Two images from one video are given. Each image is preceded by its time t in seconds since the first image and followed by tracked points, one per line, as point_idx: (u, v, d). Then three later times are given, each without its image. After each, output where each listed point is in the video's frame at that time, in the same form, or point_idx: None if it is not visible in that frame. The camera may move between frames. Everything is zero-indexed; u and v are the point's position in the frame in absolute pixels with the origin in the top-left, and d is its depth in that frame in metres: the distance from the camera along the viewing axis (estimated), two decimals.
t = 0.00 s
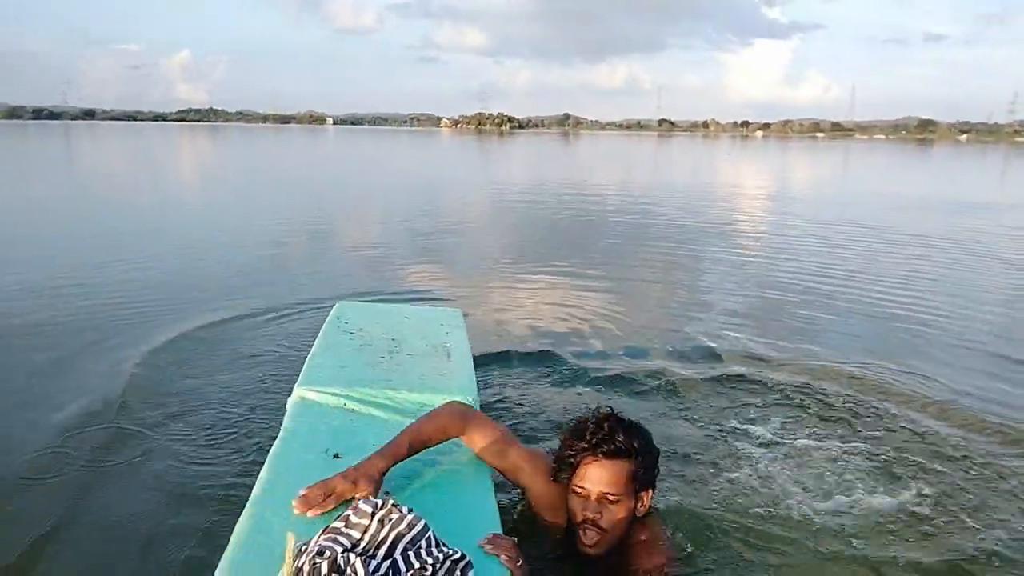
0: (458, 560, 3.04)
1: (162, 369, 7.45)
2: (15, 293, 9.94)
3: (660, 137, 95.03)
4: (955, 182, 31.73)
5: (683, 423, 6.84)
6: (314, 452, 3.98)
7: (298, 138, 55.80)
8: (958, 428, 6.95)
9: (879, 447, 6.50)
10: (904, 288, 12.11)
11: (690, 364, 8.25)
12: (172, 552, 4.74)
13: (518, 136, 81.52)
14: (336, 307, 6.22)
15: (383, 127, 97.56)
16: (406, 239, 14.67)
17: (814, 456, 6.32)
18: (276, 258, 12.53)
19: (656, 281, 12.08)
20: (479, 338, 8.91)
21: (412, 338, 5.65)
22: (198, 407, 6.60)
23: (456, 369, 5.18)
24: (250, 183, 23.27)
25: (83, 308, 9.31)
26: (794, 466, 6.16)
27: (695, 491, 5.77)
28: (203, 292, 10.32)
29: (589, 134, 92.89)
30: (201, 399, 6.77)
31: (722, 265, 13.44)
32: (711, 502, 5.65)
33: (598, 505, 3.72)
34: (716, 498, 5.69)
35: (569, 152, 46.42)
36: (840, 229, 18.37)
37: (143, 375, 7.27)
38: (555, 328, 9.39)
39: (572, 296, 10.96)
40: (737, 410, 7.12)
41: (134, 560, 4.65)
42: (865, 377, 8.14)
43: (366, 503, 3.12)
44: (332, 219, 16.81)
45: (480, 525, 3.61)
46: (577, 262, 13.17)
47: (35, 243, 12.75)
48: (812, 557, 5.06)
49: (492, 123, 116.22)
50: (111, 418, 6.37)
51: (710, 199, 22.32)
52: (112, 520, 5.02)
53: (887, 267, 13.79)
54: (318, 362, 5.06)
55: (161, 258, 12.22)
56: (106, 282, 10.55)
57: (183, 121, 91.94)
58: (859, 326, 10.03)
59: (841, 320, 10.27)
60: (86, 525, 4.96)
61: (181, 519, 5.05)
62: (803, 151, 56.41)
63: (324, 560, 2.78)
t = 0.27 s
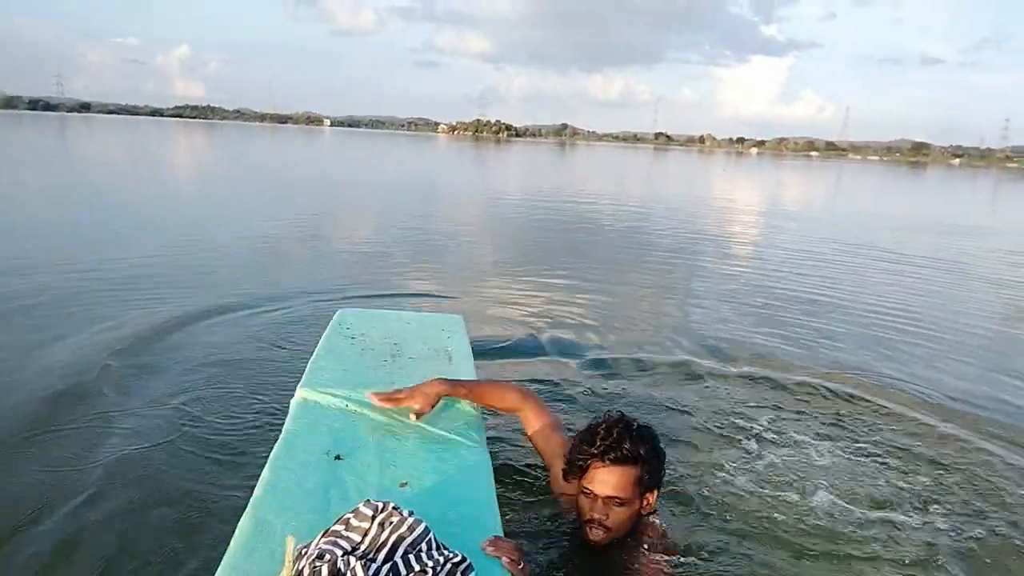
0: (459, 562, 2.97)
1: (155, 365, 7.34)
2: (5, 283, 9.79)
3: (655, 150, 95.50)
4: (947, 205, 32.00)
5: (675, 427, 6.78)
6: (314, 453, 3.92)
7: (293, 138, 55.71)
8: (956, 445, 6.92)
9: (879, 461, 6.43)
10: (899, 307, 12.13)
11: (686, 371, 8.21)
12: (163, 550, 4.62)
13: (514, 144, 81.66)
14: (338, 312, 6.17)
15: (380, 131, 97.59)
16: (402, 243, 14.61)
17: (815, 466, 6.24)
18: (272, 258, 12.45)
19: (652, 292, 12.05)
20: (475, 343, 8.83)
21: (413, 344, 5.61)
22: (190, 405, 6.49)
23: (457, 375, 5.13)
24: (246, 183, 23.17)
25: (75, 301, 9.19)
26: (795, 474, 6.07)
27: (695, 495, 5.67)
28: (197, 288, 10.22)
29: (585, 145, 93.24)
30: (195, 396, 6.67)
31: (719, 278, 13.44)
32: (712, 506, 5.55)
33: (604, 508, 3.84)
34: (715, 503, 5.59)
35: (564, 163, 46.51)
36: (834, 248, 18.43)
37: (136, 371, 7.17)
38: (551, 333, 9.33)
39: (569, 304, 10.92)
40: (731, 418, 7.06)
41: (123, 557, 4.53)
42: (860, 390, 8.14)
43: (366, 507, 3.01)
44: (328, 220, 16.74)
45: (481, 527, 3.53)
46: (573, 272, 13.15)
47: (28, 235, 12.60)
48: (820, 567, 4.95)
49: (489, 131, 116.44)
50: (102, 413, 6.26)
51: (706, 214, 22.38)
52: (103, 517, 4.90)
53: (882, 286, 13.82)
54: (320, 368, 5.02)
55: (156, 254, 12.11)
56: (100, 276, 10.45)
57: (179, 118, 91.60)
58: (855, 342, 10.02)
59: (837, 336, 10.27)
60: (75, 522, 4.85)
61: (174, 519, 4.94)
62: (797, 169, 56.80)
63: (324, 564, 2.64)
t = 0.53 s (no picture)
0: (460, 563, 2.93)
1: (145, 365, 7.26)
2: None
3: (644, 172, 96.33)
4: (930, 234, 32.49)
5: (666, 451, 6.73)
6: (315, 458, 3.82)
7: (284, 149, 55.70)
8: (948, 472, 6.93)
9: (875, 491, 6.36)
10: (886, 330, 12.24)
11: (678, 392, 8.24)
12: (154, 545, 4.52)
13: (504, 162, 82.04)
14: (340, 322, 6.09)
15: (371, 145, 97.76)
16: (393, 256, 14.60)
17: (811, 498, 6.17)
18: (263, 267, 12.40)
19: (642, 312, 12.11)
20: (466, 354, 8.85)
21: (414, 354, 5.50)
22: (181, 405, 6.42)
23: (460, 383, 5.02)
24: (236, 191, 23.11)
25: (63, 302, 9.10)
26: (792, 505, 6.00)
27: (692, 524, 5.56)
28: (188, 294, 10.15)
29: (575, 165, 93.96)
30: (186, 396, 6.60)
31: (708, 298, 13.52)
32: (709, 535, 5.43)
33: (609, 493, 4.33)
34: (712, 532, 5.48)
35: (554, 182, 46.78)
36: (821, 272, 18.61)
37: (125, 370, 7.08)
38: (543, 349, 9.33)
39: (560, 321, 10.95)
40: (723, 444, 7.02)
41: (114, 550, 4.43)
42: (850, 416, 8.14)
43: (366, 509, 2.98)
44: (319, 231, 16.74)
45: (485, 531, 3.41)
46: (563, 288, 13.19)
47: (16, 236, 12.52)
48: None
49: (479, 147, 117.05)
50: (92, 410, 6.17)
51: (694, 236, 22.61)
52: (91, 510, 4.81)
53: (868, 309, 13.95)
54: (322, 374, 4.92)
55: (146, 260, 12.03)
56: (90, 279, 10.35)
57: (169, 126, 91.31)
58: (843, 365, 10.09)
59: (826, 358, 10.33)
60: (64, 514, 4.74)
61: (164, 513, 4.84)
62: (784, 195, 57.54)
63: (325, 565, 2.62)
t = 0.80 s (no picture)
0: (463, 559, 2.91)
1: (130, 364, 7.17)
2: None
3: (627, 179, 96.88)
4: (908, 247, 33.01)
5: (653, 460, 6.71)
6: (317, 456, 3.79)
7: (264, 146, 55.21)
8: (927, 488, 7.03)
9: (860, 497, 6.55)
10: (865, 340, 12.39)
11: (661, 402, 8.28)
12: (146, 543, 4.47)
13: (485, 165, 81.99)
14: (339, 323, 6.05)
15: (352, 145, 97.19)
16: (380, 257, 14.61)
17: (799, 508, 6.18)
18: (246, 267, 12.28)
19: (626, 319, 12.16)
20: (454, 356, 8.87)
21: (414, 357, 5.47)
22: (169, 405, 6.35)
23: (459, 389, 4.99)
24: (221, 189, 22.99)
25: (43, 300, 8.95)
26: (781, 515, 5.99)
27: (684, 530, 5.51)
28: (170, 293, 10.02)
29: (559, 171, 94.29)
30: (173, 397, 6.52)
31: (690, 305, 13.59)
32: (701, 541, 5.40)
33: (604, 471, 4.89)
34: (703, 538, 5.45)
35: (536, 186, 46.83)
36: (800, 282, 18.81)
37: (110, 369, 6.98)
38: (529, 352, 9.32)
39: (545, 324, 10.95)
40: (709, 456, 7.02)
41: (105, 549, 4.37)
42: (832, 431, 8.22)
43: (368, 506, 2.98)
44: (306, 231, 16.70)
45: (487, 529, 3.39)
46: (547, 293, 13.20)
47: None
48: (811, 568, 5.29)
49: (464, 150, 117.03)
50: (78, 410, 6.09)
51: (678, 244, 22.81)
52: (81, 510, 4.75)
53: (847, 319, 14.11)
54: (322, 375, 4.88)
55: (127, 258, 11.86)
56: (70, 277, 10.19)
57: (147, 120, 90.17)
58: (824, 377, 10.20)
59: (807, 368, 10.43)
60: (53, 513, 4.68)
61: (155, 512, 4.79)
62: (765, 206, 58.14)
63: (327, 562, 2.64)
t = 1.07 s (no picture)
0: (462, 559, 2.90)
1: (124, 369, 7.11)
2: None
3: (613, 173, 97.09)
4: (894, 233, 33.28)
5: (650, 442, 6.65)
6: (315, 460, 3.78)
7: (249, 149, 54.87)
8: (925, 459, 7.03)
9: (861, 461, 6.80)
10: (858, 324, 12.44)
11: (657, 388, 8.28)
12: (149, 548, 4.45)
13: (472, 162, 81.83)
14: (335, 327, 6.02)
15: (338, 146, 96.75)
16: (369, 256, 14.60)
17: (798, 484, 6.14)
18: (237, 271, 12.21)
19: (619, 311, 12.17)
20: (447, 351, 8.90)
21: (411, 356, 5.44)
22: (165, 409, 6.30)
23: (457, 386, 4.96)
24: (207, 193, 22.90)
25: (33, 305, 8.87)
26: (779, 493, 5.95)
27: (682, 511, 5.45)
28: (161, 297, 9.94)
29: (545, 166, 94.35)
30: (169, 401, 6.48)
31: (683, 297, 13.62)
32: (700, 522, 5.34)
33: (607, 443, 5.32)
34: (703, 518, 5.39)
35: (522, 182, 46.88)
36: (791, 270, 18.89)
37: (104, 374, 6.92)
38: (520, 347, 9.34)
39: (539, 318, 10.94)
40: (705, 437, 6.97)
41: (108, 555, 4.35)
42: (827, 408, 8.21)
43: (365, 507, 2.98)
44: (293, 233, 16.66)
45: (486, 528, 3.36)
46: (540, 289, 13.19)
47: None
48: (820, 525, 5.51)
49: (449, 148, 116.86)
50: (73, 414, 6.04)
51: (666, 237, 22.93)
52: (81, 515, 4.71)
53: (839, 306, 14.17)
54: (320, 379, 4.85)
55: (115, 263, 11.75)
56: (59, 284, 10.10)
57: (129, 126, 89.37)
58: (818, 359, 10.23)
59: (801, 352, 10.46)
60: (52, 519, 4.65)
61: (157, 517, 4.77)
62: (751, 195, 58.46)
63: (324, 564, 2.64)
